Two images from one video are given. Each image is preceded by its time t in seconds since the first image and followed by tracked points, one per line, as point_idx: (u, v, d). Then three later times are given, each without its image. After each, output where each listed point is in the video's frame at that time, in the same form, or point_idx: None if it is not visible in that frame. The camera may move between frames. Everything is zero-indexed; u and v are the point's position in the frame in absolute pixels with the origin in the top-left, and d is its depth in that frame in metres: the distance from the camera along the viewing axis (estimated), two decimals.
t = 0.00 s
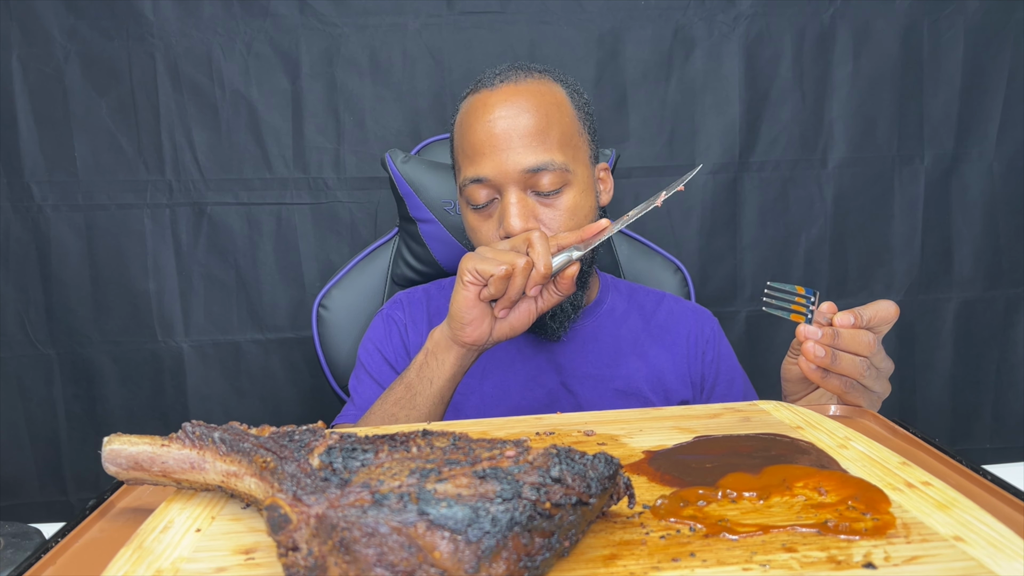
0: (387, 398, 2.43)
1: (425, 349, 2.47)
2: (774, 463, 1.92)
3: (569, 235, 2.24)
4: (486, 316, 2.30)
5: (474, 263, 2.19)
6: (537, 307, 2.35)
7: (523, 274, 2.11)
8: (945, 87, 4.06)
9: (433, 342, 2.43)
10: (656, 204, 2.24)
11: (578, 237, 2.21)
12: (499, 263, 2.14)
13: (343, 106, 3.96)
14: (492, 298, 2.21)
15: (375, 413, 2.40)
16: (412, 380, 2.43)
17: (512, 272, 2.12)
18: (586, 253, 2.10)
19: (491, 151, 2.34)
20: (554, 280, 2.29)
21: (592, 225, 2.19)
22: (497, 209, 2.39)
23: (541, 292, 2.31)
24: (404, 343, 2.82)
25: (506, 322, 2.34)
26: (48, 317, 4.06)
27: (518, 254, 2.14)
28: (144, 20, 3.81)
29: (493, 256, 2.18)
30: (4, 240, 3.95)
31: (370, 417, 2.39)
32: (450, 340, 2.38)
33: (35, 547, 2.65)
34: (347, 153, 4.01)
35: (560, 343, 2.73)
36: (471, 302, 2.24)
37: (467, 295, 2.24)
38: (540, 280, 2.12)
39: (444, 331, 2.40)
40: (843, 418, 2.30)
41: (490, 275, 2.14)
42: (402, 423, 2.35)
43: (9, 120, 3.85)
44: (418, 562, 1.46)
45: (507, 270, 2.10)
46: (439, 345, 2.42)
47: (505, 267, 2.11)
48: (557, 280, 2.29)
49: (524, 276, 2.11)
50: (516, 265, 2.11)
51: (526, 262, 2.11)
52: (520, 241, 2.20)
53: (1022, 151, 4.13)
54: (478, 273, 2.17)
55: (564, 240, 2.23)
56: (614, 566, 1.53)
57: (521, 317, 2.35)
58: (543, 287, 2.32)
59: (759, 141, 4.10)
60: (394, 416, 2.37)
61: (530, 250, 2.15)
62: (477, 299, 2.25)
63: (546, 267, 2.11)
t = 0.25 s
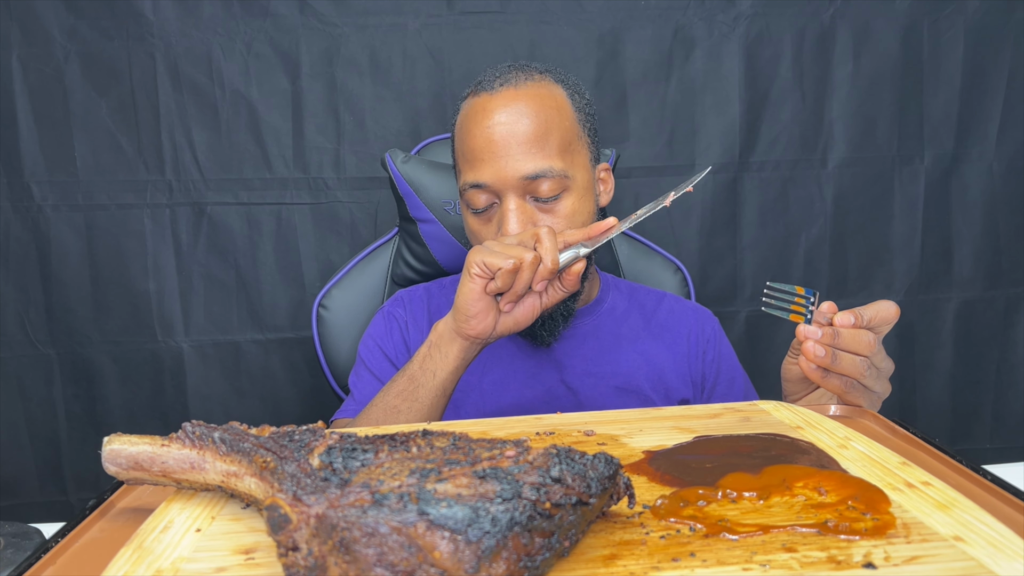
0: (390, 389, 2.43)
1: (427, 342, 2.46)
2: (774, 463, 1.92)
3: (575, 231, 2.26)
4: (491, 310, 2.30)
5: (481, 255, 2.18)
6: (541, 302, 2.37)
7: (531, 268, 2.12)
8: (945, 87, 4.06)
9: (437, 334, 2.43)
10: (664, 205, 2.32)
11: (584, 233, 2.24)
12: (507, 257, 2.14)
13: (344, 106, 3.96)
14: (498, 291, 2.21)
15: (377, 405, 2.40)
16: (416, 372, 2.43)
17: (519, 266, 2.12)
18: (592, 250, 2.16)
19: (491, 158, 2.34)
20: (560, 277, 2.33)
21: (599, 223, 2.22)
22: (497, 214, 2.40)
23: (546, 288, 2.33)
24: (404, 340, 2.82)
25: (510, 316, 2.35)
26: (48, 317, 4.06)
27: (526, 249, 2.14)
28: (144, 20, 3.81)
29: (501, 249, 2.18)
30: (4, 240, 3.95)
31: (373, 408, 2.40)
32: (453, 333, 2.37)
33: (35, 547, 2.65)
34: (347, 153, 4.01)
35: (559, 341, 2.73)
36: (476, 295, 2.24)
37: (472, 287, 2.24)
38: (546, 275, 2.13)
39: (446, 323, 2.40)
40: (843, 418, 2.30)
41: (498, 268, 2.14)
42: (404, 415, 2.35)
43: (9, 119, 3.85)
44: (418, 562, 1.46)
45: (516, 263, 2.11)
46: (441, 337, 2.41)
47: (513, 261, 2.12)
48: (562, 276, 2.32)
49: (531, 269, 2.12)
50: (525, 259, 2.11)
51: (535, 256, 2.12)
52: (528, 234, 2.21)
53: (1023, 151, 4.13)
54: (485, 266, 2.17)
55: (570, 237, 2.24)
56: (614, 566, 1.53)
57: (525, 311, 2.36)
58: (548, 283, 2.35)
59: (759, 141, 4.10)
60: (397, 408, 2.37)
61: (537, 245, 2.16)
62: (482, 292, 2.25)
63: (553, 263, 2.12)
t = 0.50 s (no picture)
0: (391, 381, 2.42)
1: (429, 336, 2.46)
2: (774, 463, 1.92)
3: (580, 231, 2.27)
4: (495, 306, 2.30)
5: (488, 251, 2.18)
6: (545, 301, 2.38)
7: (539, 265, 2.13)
8: (945, 87, 4.06)
9: (440, 328, 2.43)
10: (669, 211, 2.32)
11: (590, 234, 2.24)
12: (514, 253, 2.14)
13: (344, 106, 3.96)
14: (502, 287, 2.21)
15: (377, 397, 2.40)
16: (418, 364, 2.43)
17: (526, 263, 2.12)
18: (598, 252, 2.16)
19: (492, 164, 2.34)
20: (563, 277, 2.34)
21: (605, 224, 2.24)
22: (499, 218, 2.41)
23: (550, 287, 2.34)
24: (404, 338, 2.83)
25: (513, 313, 2.35)
26: (48, 317, 4.06)
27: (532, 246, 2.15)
28: (144, 21, 3.81)
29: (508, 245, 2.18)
30: (4, 240, 3.96)
31: (374, 401, 2.39)
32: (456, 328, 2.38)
33: (35, 547, 2.65)
34: (347, 153, 4.01)
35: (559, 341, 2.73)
36: (480, 291, 2.25)
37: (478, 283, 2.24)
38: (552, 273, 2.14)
39: (449, 318, 2.40)
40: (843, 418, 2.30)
41: (504, 264, 2.14)
42: (404, 408, 2.34)
43: (9, 120, 3.85)
44: (418, 562, 1.46)
45: (523, 260, 2.11)
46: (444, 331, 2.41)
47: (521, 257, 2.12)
48: (566, 275, 2.33)
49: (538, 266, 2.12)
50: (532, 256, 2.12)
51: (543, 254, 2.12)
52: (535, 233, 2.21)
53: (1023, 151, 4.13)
54: (492, 261, 2.17)
55: (576, 237, 2.25)
56: (614, 566, 1.52)
57: (529, 310, 2.36)
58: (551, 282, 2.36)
59: (759, 141, 4.10)
60: (398, 400, 2.36)
61: (544, 243, 2.16)
62: (488, 287, 2.25)
63: (559, 261, 2.13)
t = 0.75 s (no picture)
0: (390, 380, 2.42)
1: (429, 334, 2.46)
2: (774, 463, 1.92)
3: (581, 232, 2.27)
4: (495, 304, 2.30)
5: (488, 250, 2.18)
6: (545, 300, 2.38)
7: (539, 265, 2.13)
8: (945, 87, 4.06)
9: (440, 326, 2.43)
10: (670, 213, 2.32)
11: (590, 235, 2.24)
12: (514, 253, 2.14)
13: (344, 106, 3.96)
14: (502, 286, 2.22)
15: (377, 395, 2.39)
16: (417, 362, 2.42)
17: (527, 262, 2.12)
18: (599, 253, 2.16)
19: (495, 163, 2.34)
20: (563, 276, 2.34)
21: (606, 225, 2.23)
22: (500, 218, 2.41)
23: (550, 286, 2.34)
24: (403, 337, 2.83)
25: (513, 312, 2.35)
26: (48, 317, 4.06)
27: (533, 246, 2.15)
28: (144, 21, 3.81)
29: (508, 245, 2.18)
30: (4, 240, 3.96)
31: (373, 398, 2.39)
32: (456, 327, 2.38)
33: (35, 547, 2.65)
34: (347, 153, 4.01)
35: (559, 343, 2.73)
36: (479, 290, 2.25)
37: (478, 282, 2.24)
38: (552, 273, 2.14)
39: (449, 317, 2.40)
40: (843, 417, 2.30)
41: (505, 263, 2.14)
42: (404, 405, 2.34)
43: (9, 119, 3.85)
44: (418, 562, 1.46)
45: (523, 259, 2.11)
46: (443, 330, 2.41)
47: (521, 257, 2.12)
48: (566, 275, 2.33)
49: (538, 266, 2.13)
50: (533, 256, 2.12)
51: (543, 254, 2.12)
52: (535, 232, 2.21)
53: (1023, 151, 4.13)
54: (492, 260, 2.17)
55: (577, 238, 2.25)
56: (614, 565, 1.53)
57: (528, 309, 2.36)
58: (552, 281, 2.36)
59: (759, 141, 4.10)
60: (397, 398, 2.36)
61: (545, 243, 2.16)
62: (488, 286, 2.25)
63: (559, 261, 2.13)
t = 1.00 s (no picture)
0: (389, 379, 2.42)
1: (425, 333, 2.46)
2: (774, 463, 1.92)
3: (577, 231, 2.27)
4: (492, 302, 2.30)
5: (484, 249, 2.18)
6: (542, 299, 2.37)
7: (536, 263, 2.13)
8: (945, 87, 4.06)
9: (436, 325, 2.42)
10: (667, 211, 2.31)
11: (588, 234, 2.24)
12: (511, 252, 2.14)
13: (344, 106, 3.96)
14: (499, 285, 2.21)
15: (375, 395, 2.39)
16: (416, 362, 2.42)
17: (523, 261, 2.12)
18: (595, 250, 2.16)
19: (493, 160, 2.34)
20: (560, 275, 2.33)
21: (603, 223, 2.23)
22: (497, 215, 2.41)
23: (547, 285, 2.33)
24: (402, 337, 2.83)
25: (510, 312, 2.35)
26: (48, 317, 4.06)
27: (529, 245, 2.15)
28: (144, 21, 3.81)
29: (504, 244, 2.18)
30: (4, 241, 3.96)
31: (371, 398, 2.39)
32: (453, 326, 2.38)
33: (35, 547, 2.65)
34: (347, 153, 4.01)
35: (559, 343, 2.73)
36: (476, 289, 2.24)
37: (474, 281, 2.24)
38: (549, 272, 2.13)
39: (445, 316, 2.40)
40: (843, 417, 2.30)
41: (501, 261, 2.14)
42: (401, 405, 2.34)
43: (9, 120, 3.85)
44: (418, 562, 1.46)
45: (519, 258, 2.11)
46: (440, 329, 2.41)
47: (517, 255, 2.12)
48: (564, 275, 2.33)
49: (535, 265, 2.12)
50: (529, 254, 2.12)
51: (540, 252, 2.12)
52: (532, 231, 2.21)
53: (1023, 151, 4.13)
54: (489, 259, 2.17)
55: (574, 236, 2.25)
56: (614, 566, 1.52)
57: (525, 307, 2.36)
58: (550, 280, 2.35)
59: (759, 142, 4.10)
60: (396, 398, 2.36)
61: (541, 242, 2.16)
62: (485, 285, 2.24)
63: (556, 259, 2.12)
